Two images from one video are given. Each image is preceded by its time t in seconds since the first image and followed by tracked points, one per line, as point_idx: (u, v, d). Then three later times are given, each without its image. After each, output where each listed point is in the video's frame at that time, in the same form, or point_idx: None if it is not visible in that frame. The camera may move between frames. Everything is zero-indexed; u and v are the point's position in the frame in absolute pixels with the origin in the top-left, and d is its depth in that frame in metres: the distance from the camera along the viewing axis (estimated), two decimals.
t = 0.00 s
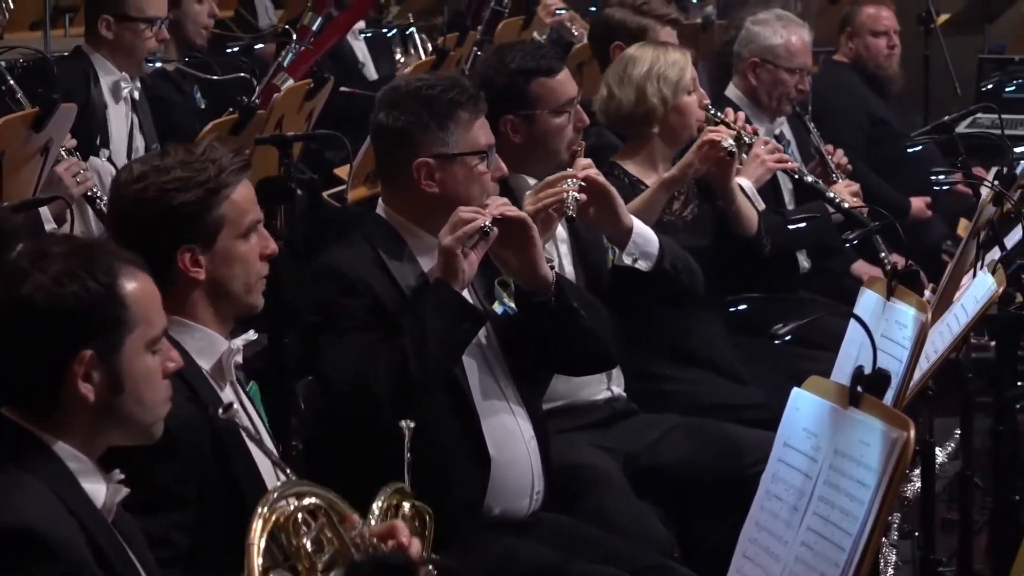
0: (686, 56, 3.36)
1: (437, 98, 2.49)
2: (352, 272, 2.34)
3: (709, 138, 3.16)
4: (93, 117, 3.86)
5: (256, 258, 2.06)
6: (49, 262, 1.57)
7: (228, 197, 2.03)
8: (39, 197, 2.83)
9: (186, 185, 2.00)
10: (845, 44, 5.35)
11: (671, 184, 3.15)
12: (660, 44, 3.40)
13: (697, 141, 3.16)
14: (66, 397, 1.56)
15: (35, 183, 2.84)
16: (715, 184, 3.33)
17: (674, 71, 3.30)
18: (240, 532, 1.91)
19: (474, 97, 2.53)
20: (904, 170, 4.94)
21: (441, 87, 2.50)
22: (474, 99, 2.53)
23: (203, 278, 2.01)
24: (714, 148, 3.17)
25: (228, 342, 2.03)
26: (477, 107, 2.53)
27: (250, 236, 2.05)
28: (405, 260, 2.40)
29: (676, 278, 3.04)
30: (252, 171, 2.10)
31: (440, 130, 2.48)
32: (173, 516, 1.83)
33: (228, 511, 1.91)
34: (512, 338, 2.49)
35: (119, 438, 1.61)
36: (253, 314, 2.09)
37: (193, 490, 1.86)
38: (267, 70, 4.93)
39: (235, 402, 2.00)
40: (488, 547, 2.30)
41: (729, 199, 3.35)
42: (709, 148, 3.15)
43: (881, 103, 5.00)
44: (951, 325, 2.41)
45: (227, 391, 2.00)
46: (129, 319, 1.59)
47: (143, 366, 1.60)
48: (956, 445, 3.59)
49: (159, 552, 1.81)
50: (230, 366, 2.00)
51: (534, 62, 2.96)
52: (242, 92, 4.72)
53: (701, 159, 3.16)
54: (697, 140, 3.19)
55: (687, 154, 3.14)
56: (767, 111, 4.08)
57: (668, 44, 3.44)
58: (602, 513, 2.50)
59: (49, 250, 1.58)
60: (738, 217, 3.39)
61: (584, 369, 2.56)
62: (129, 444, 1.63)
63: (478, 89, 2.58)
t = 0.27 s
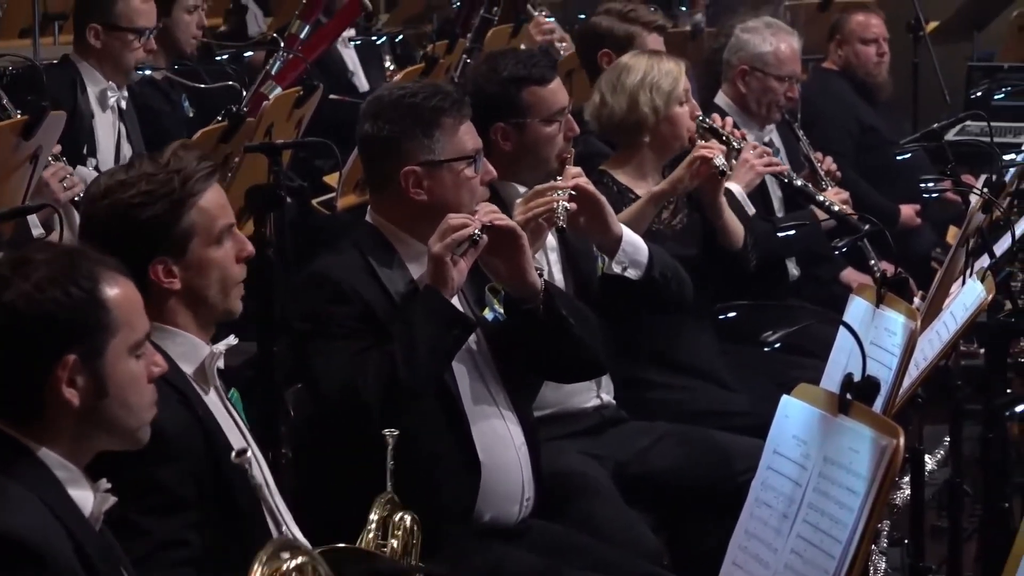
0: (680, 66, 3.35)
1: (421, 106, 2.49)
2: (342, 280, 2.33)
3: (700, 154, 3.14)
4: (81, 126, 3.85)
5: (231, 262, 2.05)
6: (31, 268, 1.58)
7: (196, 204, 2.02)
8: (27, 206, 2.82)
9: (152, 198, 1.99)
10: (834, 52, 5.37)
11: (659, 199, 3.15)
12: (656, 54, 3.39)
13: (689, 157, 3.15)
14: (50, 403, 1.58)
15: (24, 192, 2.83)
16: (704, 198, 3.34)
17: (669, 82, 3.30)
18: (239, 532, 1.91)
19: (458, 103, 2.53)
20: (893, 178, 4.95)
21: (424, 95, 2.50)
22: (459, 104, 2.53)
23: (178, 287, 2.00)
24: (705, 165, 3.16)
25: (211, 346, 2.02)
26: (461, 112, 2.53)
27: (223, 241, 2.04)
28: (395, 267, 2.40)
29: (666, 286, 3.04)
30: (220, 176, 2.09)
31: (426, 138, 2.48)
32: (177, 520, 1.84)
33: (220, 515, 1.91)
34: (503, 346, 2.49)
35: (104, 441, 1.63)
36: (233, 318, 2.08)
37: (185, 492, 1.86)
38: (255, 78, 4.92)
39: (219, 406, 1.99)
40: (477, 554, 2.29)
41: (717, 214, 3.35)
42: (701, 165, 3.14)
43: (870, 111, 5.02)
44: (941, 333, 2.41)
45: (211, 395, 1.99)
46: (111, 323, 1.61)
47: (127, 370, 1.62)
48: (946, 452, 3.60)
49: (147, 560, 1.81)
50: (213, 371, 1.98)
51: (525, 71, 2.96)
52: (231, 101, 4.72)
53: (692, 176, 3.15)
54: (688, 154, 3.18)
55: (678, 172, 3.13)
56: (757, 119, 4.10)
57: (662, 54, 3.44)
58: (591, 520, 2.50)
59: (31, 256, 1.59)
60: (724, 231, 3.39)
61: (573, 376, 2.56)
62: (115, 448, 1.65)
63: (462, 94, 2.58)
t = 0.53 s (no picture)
0: (672, 73, 3.36)
1: (420, 113, 2.48)
2: (333, 287, 2.33)
3: (705, 163, 3.19)
4: (72, 133, 3.85)
5: (219, 269, 2.05)
6: (21, 273, 1.62)
7: (182, 213, 2.01)
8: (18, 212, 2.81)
9: (139, 206, 1.98)
10: (826, 58, 5.38)
11: (665, 206, 3.17)
12: (646, 61, 3.40)
13: (693, 166, 3.18)
14: (40, 407, 1.61)
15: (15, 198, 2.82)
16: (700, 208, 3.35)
17: (660, 88, 3.30)
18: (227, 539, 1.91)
19: (457, 114, 2.53)
20: (885, 183, 4.96)
21: (422, 102, 2.49)
22: (457, 116, 2.53)
23: (164, 295, 2.00)
24: (711, 175, 3.20)
25: (199, 353, 2.01)
26: (459, 123, 2.53)
27: (209, 250, 2.04)
28: (385, 275, 2.40)
29: (657, 292, 3.04)
30: (207, 184, 2.09)
31: (422, 145, 2.48)
32: (166, 526, 1.84)
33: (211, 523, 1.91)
34: (492, 353, 2.50)
35: (95, 446, 1.66)
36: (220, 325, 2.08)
37: (175, 499, 1.86)
38: (246, 83, 4.92)
39: (209, 414, 1.98)
40: (467, 561, 2.29)
41: (710, 221, 3.36)
42: (706, 174, 3.18)
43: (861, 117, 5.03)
44: (932, 339, 2.42)
45: (200, 403, 1.98)
46: (99, 327, 1.64)
47: (115, 374, 1.65)
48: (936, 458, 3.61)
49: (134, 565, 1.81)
50: (202, 379, 1.98)
51: (517, 78, 2.96)
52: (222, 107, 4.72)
53: (698, 185, 3.19)
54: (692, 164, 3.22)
55: (683, 179, 3.17)
56: (748, 125, 4.10)
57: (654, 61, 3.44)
58: (582, 525, 2.49)
59: (21, 261, 1.64)
60: (716, 243, 3.40)
61: (565, 383, 2.56)
62: (106, 454, 1.68)
63: (461, 104, 2.57)
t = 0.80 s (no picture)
0: (659, 79, 3.37)
1: (409, 120, 2.48)
2: (321, 294, 2.33)
3: (694, 172, 3.20)
4: (60, 140, 3.84)
5: (205, 280, 2.04)
6: (13, 277, 1.62)
7: (168, 225, 2.00)
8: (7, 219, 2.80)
9: (124, 218, 1.97)
10: (814, 65, 5.40)
11: (653, 215, 3.17)
12: (633, 67, 3.41)
13: (682, 175, 3.19)
14: (30, 410, 1.60)
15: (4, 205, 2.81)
16: (687, 214, 3.37)
17: (647, 95, 3.30)
18: (214, 546, 1.91)
19: (445, 121, 2.53)
20: (873, 190, 4.97)
21: (410, 110, 2.50)
22: (445, 123, 2.53)
23: (149, 307, 1.99)
24: (700, 183, 3.22)
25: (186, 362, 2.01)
26: (447, 130, 2.52)
27: (195, 261, 2.03)
28: (374, 281, 2.39)
29: (646, 300, 3.04)
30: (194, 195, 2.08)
31: (410, 152, 2.47)
32: (153, 537, 1.83)
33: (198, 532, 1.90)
34: (480, 360, 2.49)
35: (85, 452, 1.65)
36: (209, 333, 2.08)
37: (160, 509, 1.85)
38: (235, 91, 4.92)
39: (195, 422, 1.98)
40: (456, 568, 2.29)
41: (699, 228, 3.37)
42: (695, 182, 3.19)
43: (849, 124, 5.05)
44: (920, 345, 2.43)
45: (186, 411, 1.98)
46: (90, 332, 1.63)
47: (105, 380, 1.65)
48: (925, 464, 3.62)
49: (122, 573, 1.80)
50: (188, 387, 1.97)
51: (507, 85, 2.97)
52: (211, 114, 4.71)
53: (687, 192, 3.20)
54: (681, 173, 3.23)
55: (672, 187, 3.17)
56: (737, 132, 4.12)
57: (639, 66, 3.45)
58: (571, 532, 2.49)
59: (12, 265, 1.64)
60: (706, 249, 3.41)
61: (553, 390, 2.56)
62: (96, 462, 1.67)
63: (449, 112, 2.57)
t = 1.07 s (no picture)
0: (654, 87, 3.36)
1: (396, 126, 2.48)
2: (312, 301, 2.32)
3: (677, 182, 3.18)
4: (50, 145, 3.83)
5: (194, 291, 2.03)
6: (9, 282, 1.62)
7: (159, 236, 2.00)
8: None
9: (112, 230, 1.97)
10: (805, 71, 5.41)
11: (635, 225, 3.18)
12: (630, 74, 3.41)
13: (666, 184, 3.18)
14: (23, 415, 1.59)
15: None
16: (677, 221, 3.36)
17: (642, 102, 3.31)
18: (205, 552, 1.90)
19: (433, 126, 2.53)
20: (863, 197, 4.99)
21: (398, 116, 2.49)
22: (433, 127, 2.52)
23: (137, 318, 1.99)
24: (685, 193, 3.19)
25: (176, 369, 2.00)
26: (435, 135, 2.52)
27: (184, 272, 2.02)
28: (365, 288, 2.39)
29: (634, 307, 3.05)
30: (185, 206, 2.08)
31: (399, 158, 2.47)
32: (140, 545, 1.82)
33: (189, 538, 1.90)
34: (472, 366, 2.49)
35: (76, 459, 1.64)
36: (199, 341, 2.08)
37: (149, 516, 1.85)
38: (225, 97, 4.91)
39: (184, 430, 1.97)
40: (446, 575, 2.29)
41: (690, 235, 3.37)
42: (679, 193, 3.18)
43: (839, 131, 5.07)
44: (911, 351, 2.43)
45: (176, 418, 1.97)
46: (85, 337, 1.63)
47: (99, 387, 1.64)
48: (916, 471, 3.63)
49: None
50: (177, 395, 1.97)
51: (498, 91, 2.97)
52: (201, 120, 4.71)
53: (671, 203, 3.18)
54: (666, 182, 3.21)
55: (655, 198, 3.17)
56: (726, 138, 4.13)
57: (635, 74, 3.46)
58: (562, 539, 2.48)
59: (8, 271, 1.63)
60: (695, 257, 3.42)
61: (545, 396, 2.56)
62: (87, 470, 1.66)
63: (437, 117, 2.57)
